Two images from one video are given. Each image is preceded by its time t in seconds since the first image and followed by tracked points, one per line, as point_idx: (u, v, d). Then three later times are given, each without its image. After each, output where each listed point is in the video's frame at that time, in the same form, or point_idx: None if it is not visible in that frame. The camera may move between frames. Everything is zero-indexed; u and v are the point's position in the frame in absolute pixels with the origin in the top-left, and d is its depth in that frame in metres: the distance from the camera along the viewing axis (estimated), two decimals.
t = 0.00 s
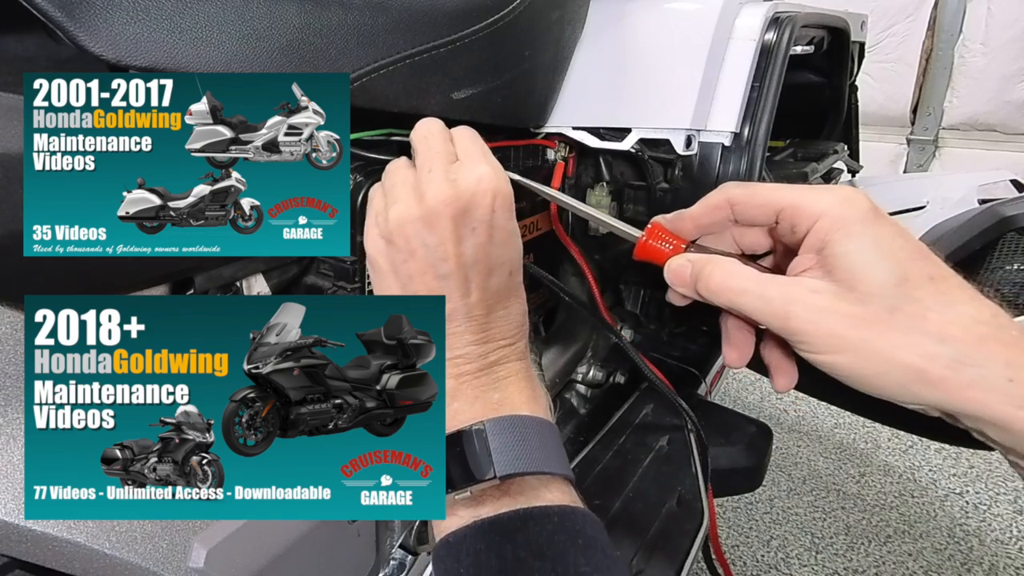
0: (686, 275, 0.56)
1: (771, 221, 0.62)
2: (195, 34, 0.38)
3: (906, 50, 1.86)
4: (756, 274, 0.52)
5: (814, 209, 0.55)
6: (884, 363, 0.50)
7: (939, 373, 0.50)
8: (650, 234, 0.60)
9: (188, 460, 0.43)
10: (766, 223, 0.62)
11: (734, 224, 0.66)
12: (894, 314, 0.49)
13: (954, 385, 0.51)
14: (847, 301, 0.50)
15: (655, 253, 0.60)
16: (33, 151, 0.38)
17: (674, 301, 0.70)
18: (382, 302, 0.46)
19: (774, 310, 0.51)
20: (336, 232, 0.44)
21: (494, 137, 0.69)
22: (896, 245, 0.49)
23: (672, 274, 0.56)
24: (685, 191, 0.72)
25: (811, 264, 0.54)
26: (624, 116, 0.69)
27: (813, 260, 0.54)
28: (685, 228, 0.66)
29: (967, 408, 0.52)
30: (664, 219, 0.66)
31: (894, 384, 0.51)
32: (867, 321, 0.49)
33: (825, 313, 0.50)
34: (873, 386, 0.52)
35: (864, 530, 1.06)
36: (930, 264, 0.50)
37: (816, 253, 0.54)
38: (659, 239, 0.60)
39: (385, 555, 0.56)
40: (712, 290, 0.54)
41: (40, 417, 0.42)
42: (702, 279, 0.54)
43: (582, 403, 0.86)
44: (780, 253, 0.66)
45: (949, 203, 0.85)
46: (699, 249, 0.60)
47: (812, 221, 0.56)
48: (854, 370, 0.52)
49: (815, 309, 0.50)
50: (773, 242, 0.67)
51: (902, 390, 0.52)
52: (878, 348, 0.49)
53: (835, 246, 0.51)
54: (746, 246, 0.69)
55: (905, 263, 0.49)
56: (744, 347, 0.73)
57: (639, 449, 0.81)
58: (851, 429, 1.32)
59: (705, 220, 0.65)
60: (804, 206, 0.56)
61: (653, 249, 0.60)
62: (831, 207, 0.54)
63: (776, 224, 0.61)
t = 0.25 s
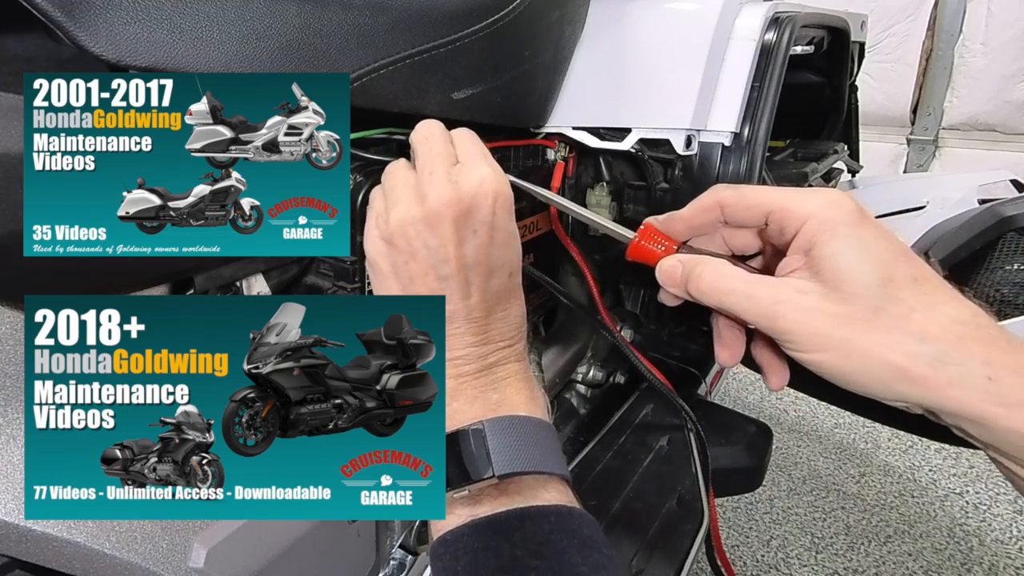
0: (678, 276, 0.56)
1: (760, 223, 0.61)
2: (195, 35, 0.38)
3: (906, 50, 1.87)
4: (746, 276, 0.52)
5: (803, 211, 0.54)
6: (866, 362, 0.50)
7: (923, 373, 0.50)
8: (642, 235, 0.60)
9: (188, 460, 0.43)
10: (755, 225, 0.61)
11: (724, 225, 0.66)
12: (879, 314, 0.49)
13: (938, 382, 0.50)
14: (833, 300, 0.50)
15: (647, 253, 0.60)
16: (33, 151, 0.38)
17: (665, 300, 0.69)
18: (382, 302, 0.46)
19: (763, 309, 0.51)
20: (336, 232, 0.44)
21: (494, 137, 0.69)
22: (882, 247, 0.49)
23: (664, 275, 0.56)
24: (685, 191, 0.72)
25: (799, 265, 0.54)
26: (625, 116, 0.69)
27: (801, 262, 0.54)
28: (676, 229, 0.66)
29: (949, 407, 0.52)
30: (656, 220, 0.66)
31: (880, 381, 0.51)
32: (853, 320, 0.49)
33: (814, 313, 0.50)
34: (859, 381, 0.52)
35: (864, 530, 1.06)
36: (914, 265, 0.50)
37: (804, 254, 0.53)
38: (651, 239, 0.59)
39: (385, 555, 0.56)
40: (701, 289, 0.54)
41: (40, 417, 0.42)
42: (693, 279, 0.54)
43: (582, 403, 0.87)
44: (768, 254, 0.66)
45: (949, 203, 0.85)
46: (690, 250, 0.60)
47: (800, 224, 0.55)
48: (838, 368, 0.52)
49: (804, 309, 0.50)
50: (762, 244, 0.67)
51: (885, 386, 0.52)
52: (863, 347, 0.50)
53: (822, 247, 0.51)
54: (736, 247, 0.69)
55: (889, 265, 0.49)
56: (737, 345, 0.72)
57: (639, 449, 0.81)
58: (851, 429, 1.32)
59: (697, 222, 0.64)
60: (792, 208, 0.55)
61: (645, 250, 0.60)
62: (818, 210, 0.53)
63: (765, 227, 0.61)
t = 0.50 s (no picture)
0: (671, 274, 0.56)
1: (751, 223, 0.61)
2: (195, 35, 0.38)
3: (906, 50, 1.87)
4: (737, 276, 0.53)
5: (794, 211, 0.54)
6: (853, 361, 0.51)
7: (908, 370, 0.51)
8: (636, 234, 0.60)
9: (188, 459, 0.43)
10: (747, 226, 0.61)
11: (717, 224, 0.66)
12: (866, 312, 0.50)
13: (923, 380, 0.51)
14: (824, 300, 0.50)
15: (641, 252, 0.60)
16: (33, 151, 0.38)
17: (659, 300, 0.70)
18: (383, 302, 0.46)
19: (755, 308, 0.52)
20: (336, 232, 0.44)
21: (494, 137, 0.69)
22: (870, 247, 0.50)
23: (658, 275, 0.57)
24: (684, 191, 0.73)
25: (789, 264, 0.54)
26: (624, 116, 0.69)
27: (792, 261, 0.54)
28: (670, 229, 0.65)
29: (933, 403, 0.53)
30: (651, 220, 0.66)
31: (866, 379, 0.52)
32: (840, 319, 0.50)
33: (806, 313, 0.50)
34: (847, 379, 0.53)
35: (864, 530, 1.06)
36: (900, 265, 0.50)
37: (794, 253, 0.54)
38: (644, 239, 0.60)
39: (385, 555, 0.56)
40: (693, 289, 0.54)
41: (40, 417, 0.42)
42: (685, 278, 0.55)
43: (581, 403, 0.86)
44: (761, 254, 0.66)
45: (949, 203, 0.85)
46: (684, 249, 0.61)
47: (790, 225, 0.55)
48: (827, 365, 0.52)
49: (793, 309, 0.51)
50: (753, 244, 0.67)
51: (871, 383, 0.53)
52: (851, 345, 0.50)
53: (811, 248, 0.51)
54: (728, 247, 0.69)
55: (876, 265, 0.49)
56: (732, 343, 0.72)
57: (639, 448, 0.81)
58: (851, 429, 1.32)
59: (690, 221, 0.64)
60: (783, 209, 0.55)
61: (640, 250, 0.60)
62: (809, 211, 0.53)
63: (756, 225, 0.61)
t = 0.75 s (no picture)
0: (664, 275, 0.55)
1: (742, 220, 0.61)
2: (195, 35, 0.38)
3: (906, 50, 1.86)
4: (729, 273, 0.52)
5: (783, 210, 0.54)
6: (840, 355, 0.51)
7: (893, 365, 0.51)
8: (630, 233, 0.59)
9: (188, 459, 0.43)
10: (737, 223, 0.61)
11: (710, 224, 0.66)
12: (854, 308, 0.50)
13: (911, 376, 0.52)
14: (812, 296, 0.50)
15: (634, 251, 0.59)
16: (33, 151, 0.38)
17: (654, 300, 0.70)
18: (383, 302, 0.46)
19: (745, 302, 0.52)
20: (336, 232, 0.44)
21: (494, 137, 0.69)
22: (858, 243, 0.50)
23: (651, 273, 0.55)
24: (684, 191, 0.73)
25: (778, 261, 0.54)
26: (624, 116, 0.69)
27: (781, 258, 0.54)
28: (663, 229, 0.66)
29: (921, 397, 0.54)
30: (645, 219, 0.65)
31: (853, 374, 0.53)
32: (828, 315, 0.50)
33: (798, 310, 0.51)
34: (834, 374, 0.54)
35: (864, 530, 1.06)
36: (888, 260, 0.51)
37: (783, 250, 0.53)
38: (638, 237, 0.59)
39: (385, 555, 0.56)
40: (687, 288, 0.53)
41: (40, 417, 0.42)
42: (678, 276, 0.54)
43: (581, 403, 0.86)
44: (752, 251, 0.66)
45: (949, 203, 0.85)
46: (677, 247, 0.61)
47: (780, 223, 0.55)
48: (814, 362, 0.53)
49: (783, 306, 0.51)
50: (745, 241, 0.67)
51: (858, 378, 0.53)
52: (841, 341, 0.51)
53: (800, 244, 0.51)
54: (720, 245, 0.68)
55: (864, 261, 0.50)
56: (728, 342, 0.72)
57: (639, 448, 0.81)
58: (851, 429, 1.31)
59: (683, 221, 0.64)
60: (773, 206, 0.55)
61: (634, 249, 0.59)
62: (797, 209, 0.53)
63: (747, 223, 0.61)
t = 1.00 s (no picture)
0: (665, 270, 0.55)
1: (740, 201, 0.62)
2: (195, 35, 0.38)
3: (906, 50, 1.86)
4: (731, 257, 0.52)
5: (777, 186, 0.55)
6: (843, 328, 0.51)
7: (899, 332, 0.50)
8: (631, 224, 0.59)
9: (188, 459, 0.43)
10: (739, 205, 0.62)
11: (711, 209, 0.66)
12: (854, 281, 0.49)
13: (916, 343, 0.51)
14: (812, 270, 0.50)
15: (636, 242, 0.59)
16: (33, 151, 0.38)
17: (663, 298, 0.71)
18: (383, 302, 0.46)
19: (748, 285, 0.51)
20: (336, 232, 0.44)
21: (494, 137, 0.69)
22: (854, 214, 0.50)
23: (651, 267, 0.55)
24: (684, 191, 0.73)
25: (779, 239, 0.54)
26: (624, 116, 0.69)
27: (781, 235, 0.54)
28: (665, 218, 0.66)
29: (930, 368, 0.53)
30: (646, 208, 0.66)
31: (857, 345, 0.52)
32: (829, 288, 0.49)
33: (801, 286, 0.50)
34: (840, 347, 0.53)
35: (864, 530, 1.06)
36: (885, 228, 0.50)
37: (783, 227, 0.53)
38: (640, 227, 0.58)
39: (385, 555, 0.56)
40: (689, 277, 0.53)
41: (40, 417, 0.42)
42: (677, 267, 0.53)
43: (581, 403, 0.85)
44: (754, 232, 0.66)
45: (949, 203, 0.85)
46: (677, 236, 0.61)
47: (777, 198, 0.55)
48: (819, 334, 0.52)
49: (783, 283, 0.50)
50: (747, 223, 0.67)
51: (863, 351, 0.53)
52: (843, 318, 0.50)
53: (798, 219, 0.51)
54: (722, 230, 0.68)
55: (862, 232, 0.49)
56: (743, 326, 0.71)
57: (639, 449, 0.82)
58: (851, 429, 1.32)
59: (683, 207, 0.65)
60: (768, 182, 0.56)
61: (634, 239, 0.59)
62: (793, 182, 0.53)
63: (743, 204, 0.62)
